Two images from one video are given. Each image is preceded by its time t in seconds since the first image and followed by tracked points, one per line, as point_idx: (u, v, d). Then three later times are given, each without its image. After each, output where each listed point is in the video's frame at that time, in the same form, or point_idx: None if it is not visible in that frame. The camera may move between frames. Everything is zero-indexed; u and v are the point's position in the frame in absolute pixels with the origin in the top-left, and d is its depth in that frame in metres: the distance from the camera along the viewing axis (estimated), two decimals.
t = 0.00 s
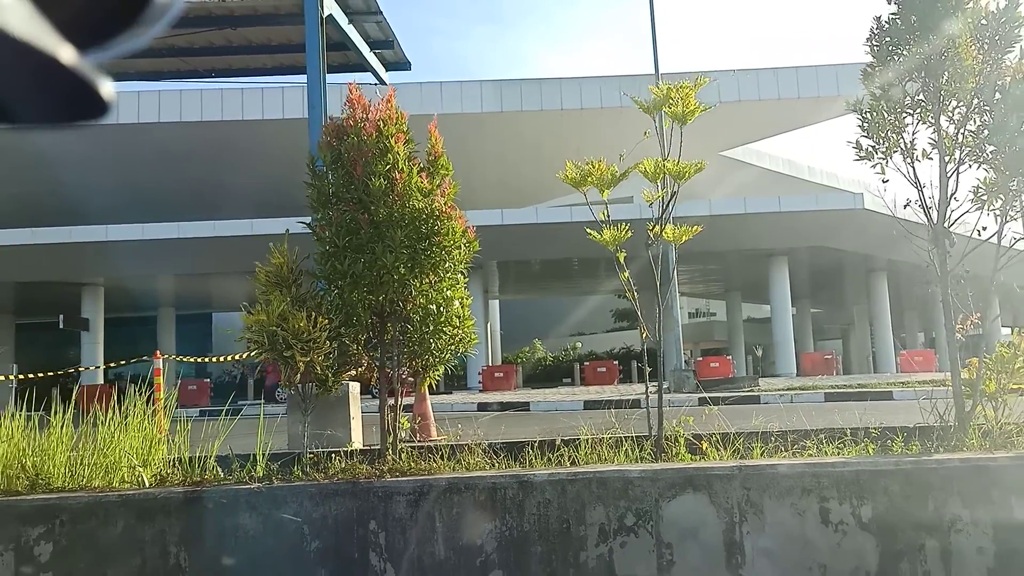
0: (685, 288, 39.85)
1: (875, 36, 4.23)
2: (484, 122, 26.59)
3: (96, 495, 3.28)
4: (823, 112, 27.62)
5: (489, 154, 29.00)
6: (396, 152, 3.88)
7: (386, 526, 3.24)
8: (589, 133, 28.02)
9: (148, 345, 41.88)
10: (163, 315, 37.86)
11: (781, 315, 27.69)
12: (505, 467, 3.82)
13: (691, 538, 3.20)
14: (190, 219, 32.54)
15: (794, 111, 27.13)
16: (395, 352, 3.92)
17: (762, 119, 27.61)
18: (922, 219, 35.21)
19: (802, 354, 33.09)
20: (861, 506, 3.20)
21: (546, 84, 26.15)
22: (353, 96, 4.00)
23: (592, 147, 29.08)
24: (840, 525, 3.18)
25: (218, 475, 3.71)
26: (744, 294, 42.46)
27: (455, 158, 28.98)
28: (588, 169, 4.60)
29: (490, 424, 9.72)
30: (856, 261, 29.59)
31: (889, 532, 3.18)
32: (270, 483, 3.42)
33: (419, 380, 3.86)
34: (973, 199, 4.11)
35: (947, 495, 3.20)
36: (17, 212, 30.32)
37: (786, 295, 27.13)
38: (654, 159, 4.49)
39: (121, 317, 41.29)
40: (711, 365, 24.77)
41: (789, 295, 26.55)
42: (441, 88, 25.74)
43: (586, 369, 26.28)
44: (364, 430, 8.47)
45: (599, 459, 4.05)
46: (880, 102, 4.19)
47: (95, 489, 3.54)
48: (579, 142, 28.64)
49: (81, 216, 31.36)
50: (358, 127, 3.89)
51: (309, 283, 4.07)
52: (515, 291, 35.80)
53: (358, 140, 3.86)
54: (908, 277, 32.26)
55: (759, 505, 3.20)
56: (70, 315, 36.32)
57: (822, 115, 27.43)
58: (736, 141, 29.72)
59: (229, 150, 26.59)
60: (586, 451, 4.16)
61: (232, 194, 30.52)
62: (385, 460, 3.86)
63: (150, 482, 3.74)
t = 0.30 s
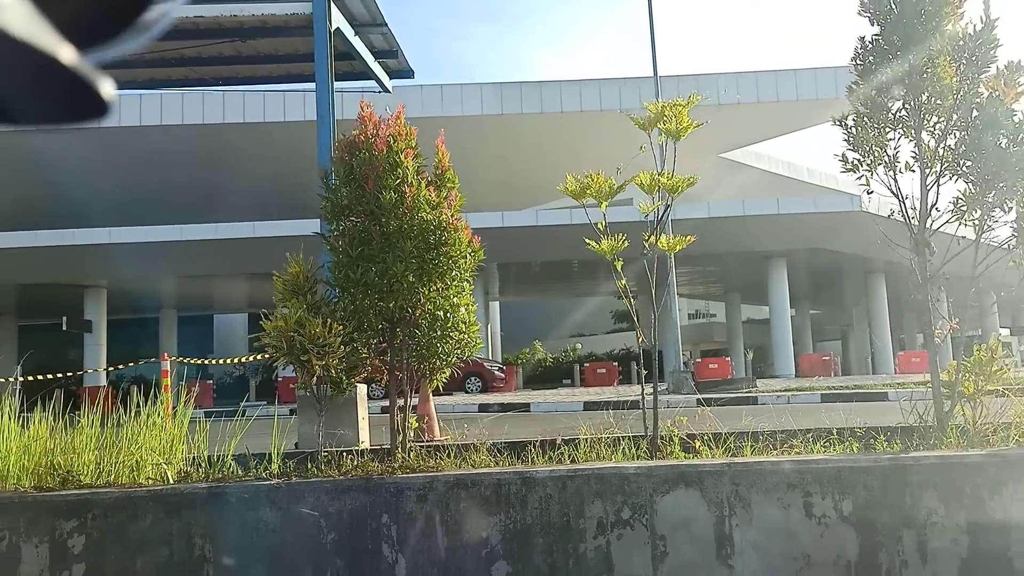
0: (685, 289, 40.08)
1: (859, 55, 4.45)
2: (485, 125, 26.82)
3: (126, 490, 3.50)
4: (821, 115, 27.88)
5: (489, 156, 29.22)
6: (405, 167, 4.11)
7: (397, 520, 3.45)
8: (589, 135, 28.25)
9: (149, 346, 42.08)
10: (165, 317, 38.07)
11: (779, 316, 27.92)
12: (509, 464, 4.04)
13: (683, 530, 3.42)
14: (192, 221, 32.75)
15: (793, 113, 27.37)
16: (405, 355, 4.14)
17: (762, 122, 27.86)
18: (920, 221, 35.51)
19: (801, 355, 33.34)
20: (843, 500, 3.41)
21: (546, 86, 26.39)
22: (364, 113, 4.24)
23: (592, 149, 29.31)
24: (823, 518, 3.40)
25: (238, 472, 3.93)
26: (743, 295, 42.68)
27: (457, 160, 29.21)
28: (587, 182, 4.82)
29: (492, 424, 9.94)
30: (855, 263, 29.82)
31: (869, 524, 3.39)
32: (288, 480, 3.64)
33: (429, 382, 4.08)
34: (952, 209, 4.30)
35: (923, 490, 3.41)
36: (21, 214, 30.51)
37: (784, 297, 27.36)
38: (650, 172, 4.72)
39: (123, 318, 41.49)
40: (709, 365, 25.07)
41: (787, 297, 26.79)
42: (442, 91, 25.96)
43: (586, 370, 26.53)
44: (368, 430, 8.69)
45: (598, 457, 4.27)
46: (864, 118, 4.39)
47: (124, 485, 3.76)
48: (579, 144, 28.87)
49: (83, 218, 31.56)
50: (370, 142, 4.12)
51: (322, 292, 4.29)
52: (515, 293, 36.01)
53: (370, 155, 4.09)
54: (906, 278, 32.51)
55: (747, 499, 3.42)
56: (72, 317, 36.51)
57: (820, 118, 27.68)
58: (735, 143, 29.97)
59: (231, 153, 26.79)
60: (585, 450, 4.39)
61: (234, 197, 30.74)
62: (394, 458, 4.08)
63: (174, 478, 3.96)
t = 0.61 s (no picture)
0: (683, 290, 40.37)
1: (841, 75, 4.74)
2: (484, 126, 27.09)
3: (157, 484, 3.77)
4: (817, 116, 28.13)
5: (488, 158, 29.48)
6: (414, 182, 4.39)
7: (409, 512, 3.73)
8: (588, 137, 28.54)
9: (150, 346, 42.34)
10: (166, 318, 38.32)
11: (777, 316, 28.17)
12: (512, 459, 4.33)
13: (673, 521, 3.70)
14: (194, 222, 33.01)
15: (789, 114, 27.65)
16: (414, 359, 4.41)
17: (758, 123, 28.22)
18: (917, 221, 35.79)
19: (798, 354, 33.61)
20: (820, 493, 3.69)
21: (545, 88, 26.67)
22: (376, 131, 4.53)
23: (590, 151, 29.56)
24: (802, 509, 3.68)
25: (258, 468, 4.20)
26: (741, 296, 42.96)
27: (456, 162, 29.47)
28: (584, 195, 5.11)
29: (493, 424, 10.21)
30: (852, 264, 30.11)
31: (845, 515, 3.67)
32: (306, 474, 3.92)
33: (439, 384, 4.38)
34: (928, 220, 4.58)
35: (895, 483, 3.69)
36: (23, 216, 30.77)
37: (782, 298, 27.66)
38: (643, 186, 5.02)
39: (124, 319, 41.75)
40: (707, 366, 25.36)
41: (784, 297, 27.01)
42: (441, 92, 26.21)
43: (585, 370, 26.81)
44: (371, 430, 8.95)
45: (595, 453, 4.55)
46: (845, 135, 4.69)
47: (155, 479, 4.05)
48: (579, 146, 29.13)
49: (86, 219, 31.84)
50: (381, 159, 4.42)
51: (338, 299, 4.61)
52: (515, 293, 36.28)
53: (381, 171, 4.39)
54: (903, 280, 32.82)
55: (732, 492, 3.70)
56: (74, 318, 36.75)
57: (817, 119, 27.94)
58: (732, 144, 30.22)
59: (233, 154, 27.06)
60: (583, 447, 4.68)
61: (236, 198, 30.99)
62: (404, 454, 4.37)
63: (198, 474, 4.23)
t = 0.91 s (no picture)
0: (680, 291, 40.69)
1: (822, 94, 5.07)
2: (483, 128, 27.44)
3: (187, 477, 4.09)
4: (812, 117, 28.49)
5: (488, 160, 29.81)
6: (424, 197, 4.73)
7: (420, 502, 4.05)
8: (586, 139, 28.90)
9: (150, 346, 42.62)
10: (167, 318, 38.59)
11: (773, 317, 28.51)
12: (514, 454, 4.66)
13: (663, 510, 4.02)
14: (195, 223, 33.32)
15: (785, 116, 28.06)
16: (423, 361, 4.75)
17: (755, 124, 28.70)
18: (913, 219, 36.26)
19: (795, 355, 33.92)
20: (798, 484, 4.02)
21: (543, 90, 26.99)
22: (387, 148, 4.84)
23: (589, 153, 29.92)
24: (782, 499, 4.01)
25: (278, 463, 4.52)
26: (738, 296, 43.27)
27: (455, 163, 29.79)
28: (581, 209, 5.44)
29: (493, 423, 10.52)
30: (847, 265, 30.46)
31: (820, 505, 4.00)
32: (324, 469, 4.24)
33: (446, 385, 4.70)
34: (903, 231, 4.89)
35: (867, 475, 4.02)
36: (26, 216, 31.05)
37: (778, 298, 28.00)
38: (637, 200, 5.36)
39: (124, 319, 42.02)
40: (703, 365, 25.70)
41: (780, 298, 27.33)
42: (440, 94, 26.54)
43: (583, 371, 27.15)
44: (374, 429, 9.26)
45: (592, 448, 4.89)
46: (825, 153, 5.00)
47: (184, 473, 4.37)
48: (577, 148, 29.49)
49: (88, 220, 32.16)
50: (392, 175, 4.74)
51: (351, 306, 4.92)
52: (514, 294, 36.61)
53: (393, 186, 4.72)
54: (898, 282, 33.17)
55: (717, 484, 4.03)
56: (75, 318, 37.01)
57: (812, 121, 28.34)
58: (729, 144, 30.57)
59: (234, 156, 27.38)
60: (581, 443, 5.02)
61: (237, 199, 31.31)
62: (414, 450, 4.70)
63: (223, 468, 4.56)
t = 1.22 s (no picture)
0: (679, 291, 40.98)
1: (804, 110, 5.42)
2: (482, 129, 27.79)
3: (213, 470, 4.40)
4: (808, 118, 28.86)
5: (488, 161, 30.11)
6: (432, 208, 5.05)
7: (430, 493, 4.37)
8: (585, 141, 29.29)
9: (151, 345, 42.89)
10: (168, 318, 38.88)
11: (770, 316, 28.85)
12: (516, 449, 4.98)
13: (655, 501, 4.34)
14: (197, 224, 33.62)
15: (781, 118, 28.46)
16: (431, 363, 5.06)
17: (751, 125, 29.04)
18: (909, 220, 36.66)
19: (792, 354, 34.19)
20: (779, 475, 4.34)
21: (542, 92, 27.36)
22: (397, 162, 5.19)
23: (588, 154, 30.27)
24: (765, 490, 4.33)
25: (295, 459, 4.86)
26: (737, 296, 43.57)
27: (456, 164, 30.12)
28: (579, 219, 5.75)
29: (493, 422, 10.84)
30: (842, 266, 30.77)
31: (800, 496, 4.32)
32: (340, 463, 4.56)
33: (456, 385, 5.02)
34: (883, 240, 5.20)
35: (843, 468, 4.34)
36: (29, 217, 31.34)
37: (775, 299, 28.33)
38: (631, 209, 5.70)
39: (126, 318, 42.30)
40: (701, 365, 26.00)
41: (777, 298, 27.68)
42: (440, 95, 26.87)
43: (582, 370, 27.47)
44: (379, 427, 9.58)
45: (589, 443, 5.22)
46: (809, 166, 5.31)
47: (209, 466, 4.70)
48: (577, 150, 29.85)
49: (91, 221, 32.46)
50: (402, 188, 5.07)
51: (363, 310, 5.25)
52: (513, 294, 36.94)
53: (403, 199, 5.05)
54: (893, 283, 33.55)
55: (706, 476, 4.34)
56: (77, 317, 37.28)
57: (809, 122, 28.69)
58: (726, 145, 30.93)
59: (236, 157, 27.71)
60: (579, 439, 5.35)
61: (239, 200, 31.62)
62: (422, 445, 5.02)
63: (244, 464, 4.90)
